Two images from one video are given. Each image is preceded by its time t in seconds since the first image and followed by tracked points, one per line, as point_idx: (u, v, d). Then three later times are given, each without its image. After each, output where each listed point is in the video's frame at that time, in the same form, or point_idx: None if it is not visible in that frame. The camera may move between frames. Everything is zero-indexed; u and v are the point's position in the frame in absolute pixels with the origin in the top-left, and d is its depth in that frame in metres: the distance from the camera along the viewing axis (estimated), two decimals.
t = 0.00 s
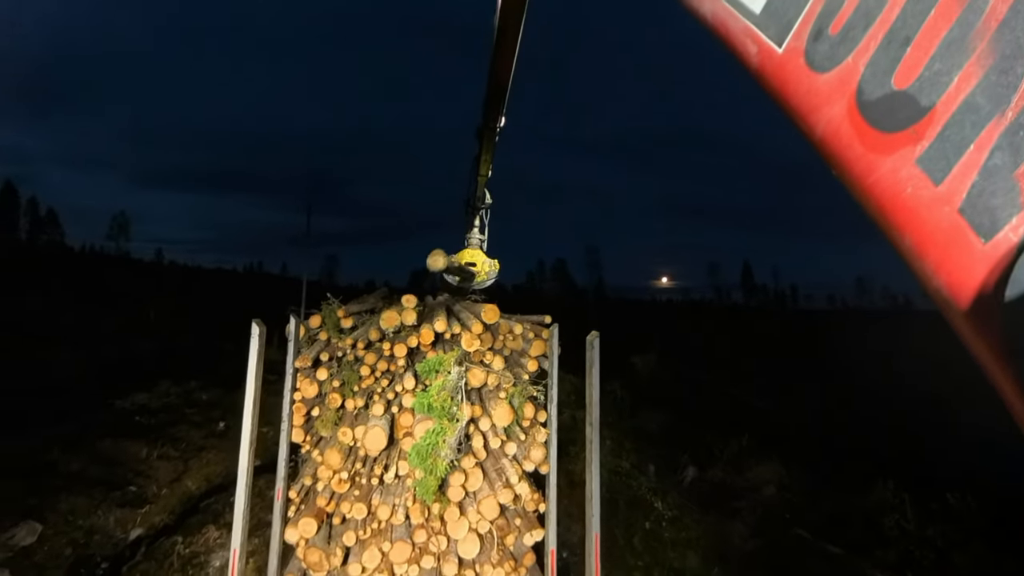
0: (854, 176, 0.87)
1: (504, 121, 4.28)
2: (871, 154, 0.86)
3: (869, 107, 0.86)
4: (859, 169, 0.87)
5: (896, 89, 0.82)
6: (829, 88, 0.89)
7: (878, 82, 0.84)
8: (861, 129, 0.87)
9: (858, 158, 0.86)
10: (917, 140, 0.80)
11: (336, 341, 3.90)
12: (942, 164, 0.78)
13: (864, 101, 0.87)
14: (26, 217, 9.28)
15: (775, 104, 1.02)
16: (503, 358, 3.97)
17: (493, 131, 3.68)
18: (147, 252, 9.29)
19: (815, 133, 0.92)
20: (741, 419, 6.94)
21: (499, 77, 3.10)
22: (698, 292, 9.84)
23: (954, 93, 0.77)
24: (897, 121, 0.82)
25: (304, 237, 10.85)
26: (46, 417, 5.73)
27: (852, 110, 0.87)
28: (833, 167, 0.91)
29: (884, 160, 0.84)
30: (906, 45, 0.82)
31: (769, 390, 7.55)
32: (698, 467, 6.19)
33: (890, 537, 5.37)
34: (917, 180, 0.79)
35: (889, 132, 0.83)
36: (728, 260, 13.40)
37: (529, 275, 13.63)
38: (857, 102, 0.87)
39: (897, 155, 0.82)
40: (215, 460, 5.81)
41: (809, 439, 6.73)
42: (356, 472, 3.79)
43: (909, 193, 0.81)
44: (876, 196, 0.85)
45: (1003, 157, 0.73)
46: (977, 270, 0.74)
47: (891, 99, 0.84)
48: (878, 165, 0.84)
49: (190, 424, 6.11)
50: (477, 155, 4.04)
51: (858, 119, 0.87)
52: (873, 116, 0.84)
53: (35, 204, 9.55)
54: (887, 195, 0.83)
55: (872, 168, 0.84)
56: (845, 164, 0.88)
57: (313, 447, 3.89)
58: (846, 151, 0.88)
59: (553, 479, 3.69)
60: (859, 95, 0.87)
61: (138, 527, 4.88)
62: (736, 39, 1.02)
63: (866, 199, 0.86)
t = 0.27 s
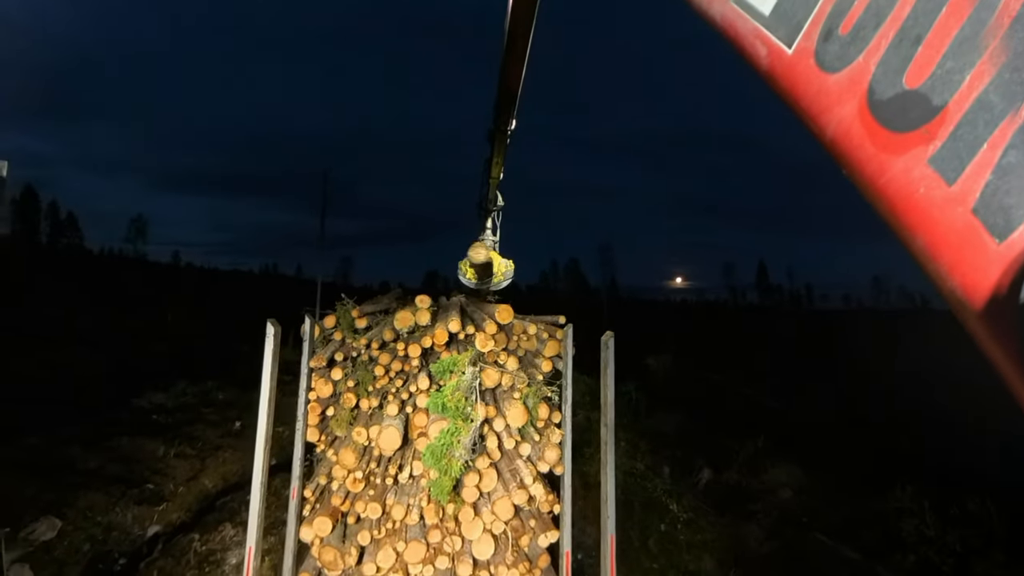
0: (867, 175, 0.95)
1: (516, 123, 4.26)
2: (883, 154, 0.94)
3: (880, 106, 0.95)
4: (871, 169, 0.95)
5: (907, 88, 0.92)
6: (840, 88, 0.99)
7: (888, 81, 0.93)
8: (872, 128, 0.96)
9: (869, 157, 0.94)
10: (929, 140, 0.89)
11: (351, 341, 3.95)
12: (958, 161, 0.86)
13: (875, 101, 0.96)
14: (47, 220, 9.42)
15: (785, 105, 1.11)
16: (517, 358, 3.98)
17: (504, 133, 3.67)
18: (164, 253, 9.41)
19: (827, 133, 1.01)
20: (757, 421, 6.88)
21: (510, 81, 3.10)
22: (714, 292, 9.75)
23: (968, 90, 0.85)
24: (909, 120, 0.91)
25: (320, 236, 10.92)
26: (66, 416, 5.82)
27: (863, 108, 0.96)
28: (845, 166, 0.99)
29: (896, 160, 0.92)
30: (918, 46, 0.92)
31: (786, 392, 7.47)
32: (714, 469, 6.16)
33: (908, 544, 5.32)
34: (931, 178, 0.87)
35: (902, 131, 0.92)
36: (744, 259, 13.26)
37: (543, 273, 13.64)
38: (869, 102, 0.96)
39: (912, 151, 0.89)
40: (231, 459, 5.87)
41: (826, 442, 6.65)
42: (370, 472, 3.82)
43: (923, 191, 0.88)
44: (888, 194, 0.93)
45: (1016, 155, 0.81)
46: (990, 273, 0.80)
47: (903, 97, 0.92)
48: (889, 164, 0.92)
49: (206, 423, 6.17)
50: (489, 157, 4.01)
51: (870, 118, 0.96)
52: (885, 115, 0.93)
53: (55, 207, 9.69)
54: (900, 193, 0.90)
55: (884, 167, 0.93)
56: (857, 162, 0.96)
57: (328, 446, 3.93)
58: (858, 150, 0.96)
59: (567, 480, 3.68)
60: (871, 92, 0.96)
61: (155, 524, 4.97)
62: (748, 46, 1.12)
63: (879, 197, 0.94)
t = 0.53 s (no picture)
0: (870, 176, 0.93)
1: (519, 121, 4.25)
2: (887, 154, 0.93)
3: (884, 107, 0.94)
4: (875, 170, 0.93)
5: (912, 86, 0.91)
6: (842, 88, 1.00)
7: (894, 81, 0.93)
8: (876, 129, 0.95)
9: (874, 157, 0.93)
10: (934, 138, 0.87)
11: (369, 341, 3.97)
12: (960, 160, 0.84)
13: (879, 100, 0.95)
14: (68, 225, 9.61)
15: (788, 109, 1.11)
16: (534, 359, 3.99)
17: (507, 131, 3.69)
18: (182, 256, 9.53)
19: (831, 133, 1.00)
20: (775, 423, 6.80)
21: (513, 81, 3.11)
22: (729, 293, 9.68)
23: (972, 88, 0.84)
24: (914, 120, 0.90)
25: (335, 236, 10.98)
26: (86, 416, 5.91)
27: (867, 110, 0.96)
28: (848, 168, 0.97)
29: (899, 159, 0.91)
30: (921, 44, 0.92)
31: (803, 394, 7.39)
32: (731, 472, 6.10)
33: (929, 549, 5.24)
34: (935, 178, 0.86)
35: (906, 131, 0.91)
36: (760, 259, 13.14)
37: (558, 274, 13.63)
38: (873, 101, 0.95)
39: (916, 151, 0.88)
40: (247, 459, 5.92)
41: (844, 445, 6.56)
42: (387, 472, 3.83)
43: (926, 192, 0.88)
44: (890, 195, 0.91)
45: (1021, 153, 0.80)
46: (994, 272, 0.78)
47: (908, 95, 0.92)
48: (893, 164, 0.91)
49: (223, 423, 6.23)
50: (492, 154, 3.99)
51: (874, 119, 0.95)
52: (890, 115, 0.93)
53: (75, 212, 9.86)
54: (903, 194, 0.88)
55: (888, 167, 0.91)
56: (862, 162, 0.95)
57: (346, 446, 3.95)
58: (861, 150, 0.95)
59: (585, 481, 3.69)
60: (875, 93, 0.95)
61: (173, 522, 5.01)
62: (754, 45, 1.13)
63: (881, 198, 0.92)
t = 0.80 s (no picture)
0: (885, 168, 1.40)
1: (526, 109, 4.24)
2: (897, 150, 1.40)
3: (890, 108, 1.43)
4: (888, 161, 1.41)
5: (922, 82, 1.37)
6: (856, 87, 1.50)
7: (903, 82, 1.41)
8: (883, 125, 1.44)
9: (885, 153, 1.41)
10: (944, 136, 1.32)
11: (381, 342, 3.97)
12: (966, 159, 1.28)
13: (889, 96, 1.44)
14: (82, 226, 9.72)
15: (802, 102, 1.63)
16: (546, 359, 4.01)
17: (514, 121, 3.69)
18: (195, 256, 9.60)
19: (844, 126, 1.50)
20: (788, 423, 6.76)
21: (521, 70, 3.12)
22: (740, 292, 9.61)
23: (982, 88, 1.28)
24: (922, 119, 1.36)
25: (345, 236, 11.01)
26: (104, 416, 6.01)
27: (874, 108, 1.46)
28: (867, 157, 1.44)
29: (911, 156, 1.37)
30: (931, 39, 1.39)
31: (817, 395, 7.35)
32: (743, 474, 6.08)
33: (944, 553, 5.21)
34: (946, 174, 1.30)
35: (915, 131, 1.37)
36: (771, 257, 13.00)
37: (567, 275, 13.58)
38: (882, 97, 1.44)
39: (925, 149, 1.34)
40: (261, 458, 5.97)
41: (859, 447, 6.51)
42: (400, 471, 3.85)
43: (936, 187, 1.33)
44: (909, 183, 1.36)
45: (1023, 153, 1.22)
46: (1007, 270, 1.18)
47: (917, 93, 1.38)
48: (903, 159, 1.38)
49: (237, 423, 6.28)
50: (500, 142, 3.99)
51: (882, 117, 1.44)
52: (897, 116, 1.41)
53: (89, 215, 9.97)
54: (918, 184, 1.34)
55: (900, 163, 1.38)
56: (876, 156, 1.42)
57: (359, 445, 3.98)
58: (875, 146, 1.42)
59: (597, 481, 3.72)
60: (881, 91, 1.45)
61: (188, 520, 5.11)
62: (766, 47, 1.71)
63: (902, 186, 1.37)
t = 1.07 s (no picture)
0: (884, 166, 1.33)
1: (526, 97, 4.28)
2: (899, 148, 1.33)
3: (892, 105, 1.36)
4: (887, 159, 1.34)
5: (924, 79, 1.30)
6: (857, 84, 1.43)
7: (904, 78, 1.34)
8: (883, 122, 1.37)
9: (885, 150, 1.34)
10: (945, 134, 1.24)
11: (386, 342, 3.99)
12: (967, 158, 1.20)
13: (890, 94, 1.37)
14: (88, 226, 9.78)
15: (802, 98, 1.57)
16: (549, 359, 4.02)
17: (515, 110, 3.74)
18: (199, 256, 9.63)
19: (844, 124, 1.44)
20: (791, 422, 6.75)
21: (521, 55, 3.13)
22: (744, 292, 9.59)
23: (981, 85, 1.20)
24: (923, 115, 1.29)
25: (348, 236, 11.03)
26: (107, 414, 6.03)
27: (874, 104, 1.39)
28: (867, 154, 1.37)
29: (910, 153, 1.29)
30: (932, 36, 1.31)
31: (821, 394, 7.33)
32: (746, 473, 6.07)
33: (948, 554, 5.19)
34: (947, 173, 1.22)
35: (916, 128, 1.30)
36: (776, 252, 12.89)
37: (571, 274, 13.57)
38: (883, 96, 1.37)
39: (925, 146, 1.26)
40: (266, 456, 5.99)
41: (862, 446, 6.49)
42: (404, 470, 3.84)
43: (936, 185, 1.25)
44: (909, 183, 1.29)
45: None
46: (1006, 267, 1.11)
47: (919, 88, 1.31)
48: (903, 157, 1.31)
49: (242, 421, 6.31)
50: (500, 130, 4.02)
51: (882, 113, 1.37)
52: (899, 113, 1.33)
53: (95, 215, 10.04)
54: (917, 183, 1.27)
55: (900, 160, 1.31)
56: (876, 153, 1.36)
57: (363, 444, 3.98)
58: (874, 143, 1.36)
59: (600, 480, 3.72)
60: (882, 88, 1.38)
61: (193, 517, 5.12)
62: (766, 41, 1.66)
63: (901, 186, 1.29)
